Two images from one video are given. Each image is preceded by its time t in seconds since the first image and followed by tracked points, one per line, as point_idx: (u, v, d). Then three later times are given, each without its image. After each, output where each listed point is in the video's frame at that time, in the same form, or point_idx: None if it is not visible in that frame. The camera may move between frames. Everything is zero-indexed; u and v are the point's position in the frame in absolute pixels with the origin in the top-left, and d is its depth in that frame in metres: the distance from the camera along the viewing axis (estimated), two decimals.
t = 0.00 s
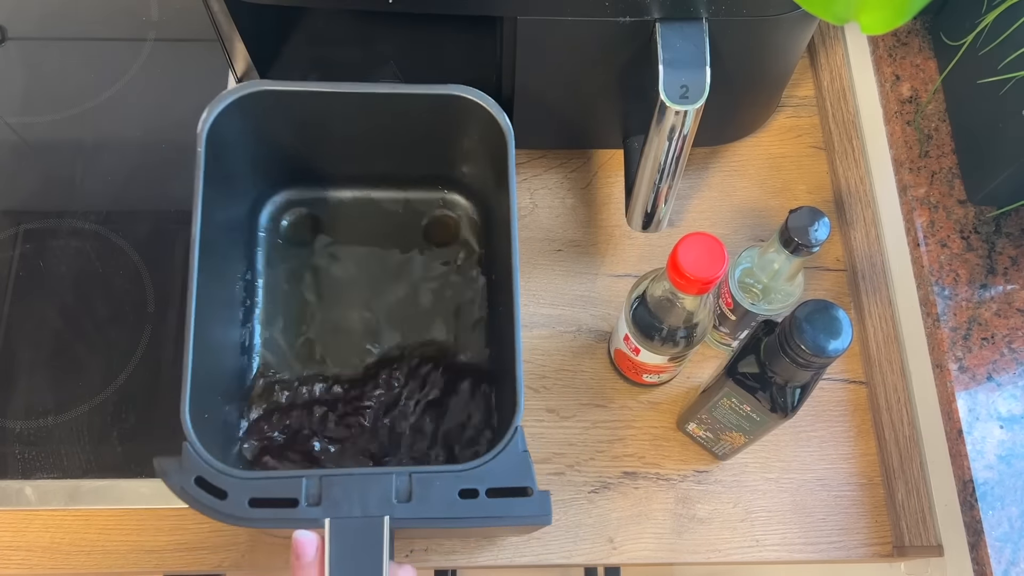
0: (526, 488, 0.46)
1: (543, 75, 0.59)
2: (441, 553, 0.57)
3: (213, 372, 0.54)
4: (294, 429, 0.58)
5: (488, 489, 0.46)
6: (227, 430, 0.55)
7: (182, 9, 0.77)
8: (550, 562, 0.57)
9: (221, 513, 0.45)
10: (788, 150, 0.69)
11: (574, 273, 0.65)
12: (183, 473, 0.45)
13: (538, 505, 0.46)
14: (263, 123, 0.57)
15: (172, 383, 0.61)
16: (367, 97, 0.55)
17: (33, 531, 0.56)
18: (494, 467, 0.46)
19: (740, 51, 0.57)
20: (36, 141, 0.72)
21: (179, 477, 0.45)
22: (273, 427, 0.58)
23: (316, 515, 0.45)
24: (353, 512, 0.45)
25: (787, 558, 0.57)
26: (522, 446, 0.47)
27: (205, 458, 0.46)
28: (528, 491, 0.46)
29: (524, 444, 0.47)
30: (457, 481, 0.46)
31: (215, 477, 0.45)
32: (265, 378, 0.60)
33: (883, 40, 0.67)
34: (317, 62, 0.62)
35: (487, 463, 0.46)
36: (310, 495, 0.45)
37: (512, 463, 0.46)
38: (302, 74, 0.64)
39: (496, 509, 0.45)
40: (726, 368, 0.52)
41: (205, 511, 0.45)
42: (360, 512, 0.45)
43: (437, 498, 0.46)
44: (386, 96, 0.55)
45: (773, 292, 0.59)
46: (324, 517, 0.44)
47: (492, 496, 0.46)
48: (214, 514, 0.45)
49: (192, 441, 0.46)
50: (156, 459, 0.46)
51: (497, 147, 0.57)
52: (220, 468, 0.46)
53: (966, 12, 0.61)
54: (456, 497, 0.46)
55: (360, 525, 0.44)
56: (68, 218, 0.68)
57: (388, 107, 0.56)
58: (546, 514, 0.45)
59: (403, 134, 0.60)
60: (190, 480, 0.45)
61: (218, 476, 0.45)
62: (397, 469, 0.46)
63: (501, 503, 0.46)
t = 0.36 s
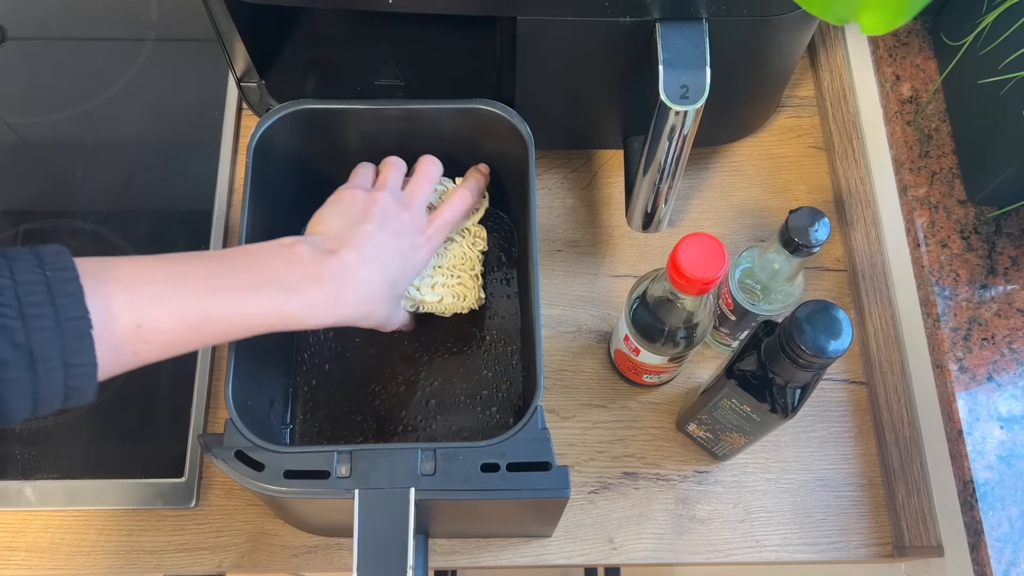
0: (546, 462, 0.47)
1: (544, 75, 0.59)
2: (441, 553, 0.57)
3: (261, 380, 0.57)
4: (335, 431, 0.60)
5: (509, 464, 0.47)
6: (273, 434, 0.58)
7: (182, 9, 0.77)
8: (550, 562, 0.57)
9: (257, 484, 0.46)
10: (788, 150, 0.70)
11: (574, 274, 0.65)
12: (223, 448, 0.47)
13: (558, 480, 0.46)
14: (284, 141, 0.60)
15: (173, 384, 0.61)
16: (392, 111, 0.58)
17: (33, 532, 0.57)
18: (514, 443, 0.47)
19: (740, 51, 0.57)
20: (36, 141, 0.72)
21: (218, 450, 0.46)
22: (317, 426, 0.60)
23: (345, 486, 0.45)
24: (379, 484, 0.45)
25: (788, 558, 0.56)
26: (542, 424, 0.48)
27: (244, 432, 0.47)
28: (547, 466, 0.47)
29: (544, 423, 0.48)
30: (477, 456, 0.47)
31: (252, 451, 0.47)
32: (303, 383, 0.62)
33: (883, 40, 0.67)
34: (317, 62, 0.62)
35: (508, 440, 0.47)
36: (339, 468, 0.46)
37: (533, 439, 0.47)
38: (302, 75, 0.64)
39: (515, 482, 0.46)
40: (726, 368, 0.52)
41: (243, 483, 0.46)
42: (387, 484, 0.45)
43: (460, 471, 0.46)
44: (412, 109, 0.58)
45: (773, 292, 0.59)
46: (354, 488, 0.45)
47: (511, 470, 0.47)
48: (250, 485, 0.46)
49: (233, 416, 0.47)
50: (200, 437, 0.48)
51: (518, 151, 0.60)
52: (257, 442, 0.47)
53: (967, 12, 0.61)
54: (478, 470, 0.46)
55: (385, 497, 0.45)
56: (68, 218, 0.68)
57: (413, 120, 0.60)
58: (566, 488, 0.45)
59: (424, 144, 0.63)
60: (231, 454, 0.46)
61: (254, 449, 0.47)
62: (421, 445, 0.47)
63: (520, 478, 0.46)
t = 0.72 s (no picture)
0: (546, 462, 0.47)
1: (543, 75, 0.59)
2: (441, 553, 0.57)
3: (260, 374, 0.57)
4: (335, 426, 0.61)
5: (509, 464, 0.47)
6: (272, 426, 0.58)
7: (182, 9, 0.77)
8: (550, 563, 0.57)
9: (257, 483, 0.46)
10: (789, 150, 0.70)
11: (574, 274, 0.65)
12: (223, 448, 0.47)
13: (558, 480, 0.46)
14: (284, 142, 0.60)
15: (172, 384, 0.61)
16: (393, 110, 0.58)
17: (33, 532, 0.57)
18: (515, 443, 0.47)
19: (741, 51, 0.57)
20: (37, 141, 0.71)
21: (218, 450, 0.46)
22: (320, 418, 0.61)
23: (345, 486, 0.45)
24: (379, 484, 0.45)
25: (788, 558, 0.56)
26: (542, 424, 0.48)
27: (244, 431, 0.47)
28: (547, 466, 0.47)
29: (544, 423, 0.48)
30: (477, 456, 0.47)
31: (252, 451, 0.47)
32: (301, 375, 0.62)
33: (883, 40, 0.67)
34: (317, 61, 0.62)
35: (508, 440, 0.47)
36: (339, 468, 0.46)
37: (533, 439, 0.47)
38: (302, 75, 0.64)
39: (515, 482, 0.46)
40: (726, 369, 0.52)
41: (243, 482, 0.46)
42: (386, 482, 0.45)
43: (460, 470, 0.46)
44: (413, 109, 0.58)
45: (773, 292, 0.59)
46: (355, 488, 0.45)
47: (511, 470, 0.47)
48: (250, 485, 0.46)
49: (233, 417, 0.47)
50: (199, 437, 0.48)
51: (517, 150, 0.60)
52: (258, 441, 0.47)
53: (967, 11, 0.61)
54: (477, 470, 0.46)
55: (385, 498, 0.45)
56: (68, 218, 0.68)
57: (414, 120, 0.60)
58: (566, 488, 0.45)
59: (423, 145, 0.63)
60: (231, 454, 0.46)
61: (255, 449, 0.47)
62: (421, 445, 0.47)
63: (520, 477, 0.46)
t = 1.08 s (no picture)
0: (546, 463, 0.47)
1: (543, 75, 0.59)
2: (441, 553, 0.57)
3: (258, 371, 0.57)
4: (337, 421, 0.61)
5: (509, 464, 0.47)
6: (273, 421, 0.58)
7: (182, 9, 0.77)
8: (550, 563, 0.57)
9: (257, 484, 0.46)
10: (788, 150, 0.70)
11: (575, 274, 0.65)
12: (223, 448, 0.47)
13: (559, 480, 0.46)
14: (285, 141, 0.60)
15: (172, 385, 0.61)
16: (393, 110, 0.58)
17: (33, 532, 0.57)
18: (515, 444, 0.47)
19: (741, 51, 0.57)
20: (37, 141, 0.71)
21: (218, 450, 0.46)
22: (322, 416, 0.61)
23: (346, 486, 0.45)
24: (380, 484, 0.45)
25: (788, 559, 0.56)
26: (542, 424, 0.48)
27: (245, 432, 0.47)
28: (547, 466, 0.47)
29: (545, 423, 0.48)
30: (477, 456, 0.47)
31: (253, 451, 0.47)
32: (302, 371, 0.62)
33: (883, 40, 0.67)
34: (317, 61, 0.62)
35: (509, 440, 0.47)
36: (339, 468, 0.46)
37: (533, 439, 0.47)
38: (302, 75, 0.64)
39: (515, 482, 0.46)
40: (726, 368, 0.52)
41: (243, 483, 0.46)
42: (387, 483, 0.45)
43: (460, 470, 0.46)
44: (413, 109, 0.58)
45: (773, 292, 0.59)
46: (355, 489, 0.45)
47: (512, 471, 0.47)
48: (250, 485, 0.46)
49: (233, 417, 0.47)
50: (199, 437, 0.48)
51: (517, 150, 0.60)
52: (258, 442, 0.47)
53: (967, 11, 0.61)
54: (477, 470, 0.46)
55: (386, 498, 0.45)
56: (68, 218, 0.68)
57: (414, 120, 0.60)
58: (567, 488, 0.45)
59: (423, 145, 0.63)
60: (231, 454, 0.46)
61: (255, 449, 0.47)
62: (422, 445, 0.47)
63: (520, 477, 0.46)
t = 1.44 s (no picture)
0: (546, 463, 0.47)
1: (543, 76, 0.59)
2: (441, 553, 0.57)
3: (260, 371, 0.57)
4: (333, 418, 0.61)
5: (509, 464, 0.47)
6: (274, 421, 0.58)
7: (182, 8, 0.77)
8: (550, 562, 0.57)
9: (258, 483, 0.46)
10: (788, 151, 0.70)
11: (575, 274, 0.65)
12: (224, 448, 0.47)
13: (559, 480, 0.46)
14: (285, 141, 0.60)
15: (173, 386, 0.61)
16: (393, 110, 0.58)
17: (33, 532, 0.57)
18: (515, 443, 0.47)
19: (741, 52, 0.57)
20: (37, 141, 0.71)
21: (218, 451, 0.46)
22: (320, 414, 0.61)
23: (346, 486, 0.45)
24: (380, 484, 0.45)
25: (788, 558, 0.56)
26: (543, 424, 0.48)
27: (245, 431, 0.47)
28: (547, 466, 0.47)
29: (545, 423, 0.48)
30: (478, 456, 0.47)
31: (253, 450, 0.47)
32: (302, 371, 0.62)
33: (883, 40, 0.67)
34: (317, 61, 0.62)
35: (509, 439, 0.47)
36: (339, 468, 0.46)
37: (533, 439, 0.47)
38: (303, 75, 0.64)
39: (515, 482, 0.46)
40: (726, 368, 0.52)
41: (244, 482, 0.46)
42: (387, 482, 0.46)
43: (461, 470, 0.46)
44: (413, 109, 0.58)
45: (773, 292, 0.59)
46: (356, 488, 0.45)
47: (512, 470, 0.47)
48: (251, 485, 0.46)
49: (233, 417, 0.48)
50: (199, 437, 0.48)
51: (517, 151, 0.60)
52: (259, 441, 0.47)
53: (967, 11, 0.61)
54: (477, 469, 0.46)
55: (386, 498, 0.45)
56: (68, 218, 0.68)
57: (415, 121, 0.60)
58: (567, 488, 0.45)
59: (423, 145, 0.63)
60: (231, 454, 0.46)
61: (255, 449, 0.47)
62: (422, 445, 0.47)
63: (521, 476, 0.46)
